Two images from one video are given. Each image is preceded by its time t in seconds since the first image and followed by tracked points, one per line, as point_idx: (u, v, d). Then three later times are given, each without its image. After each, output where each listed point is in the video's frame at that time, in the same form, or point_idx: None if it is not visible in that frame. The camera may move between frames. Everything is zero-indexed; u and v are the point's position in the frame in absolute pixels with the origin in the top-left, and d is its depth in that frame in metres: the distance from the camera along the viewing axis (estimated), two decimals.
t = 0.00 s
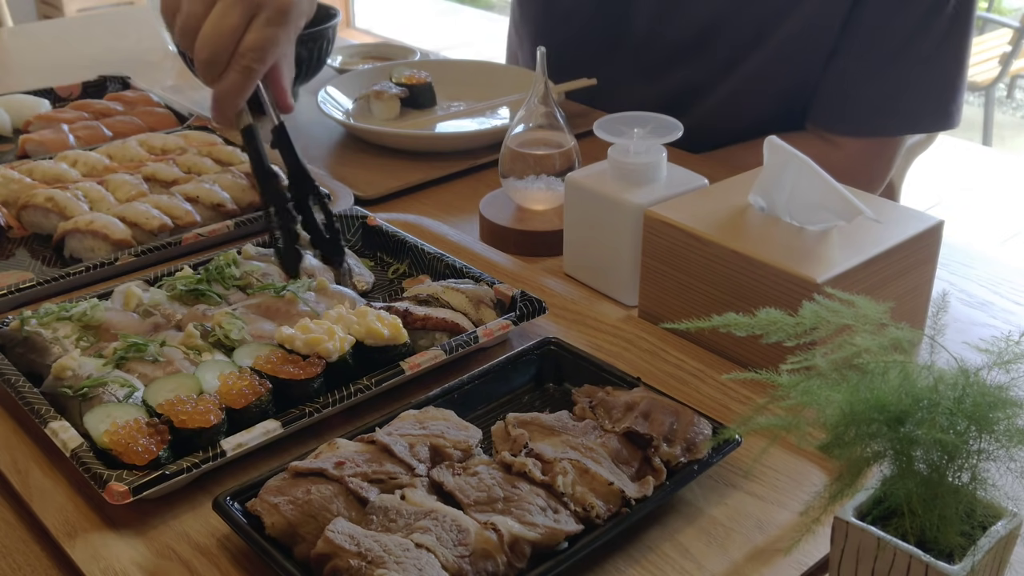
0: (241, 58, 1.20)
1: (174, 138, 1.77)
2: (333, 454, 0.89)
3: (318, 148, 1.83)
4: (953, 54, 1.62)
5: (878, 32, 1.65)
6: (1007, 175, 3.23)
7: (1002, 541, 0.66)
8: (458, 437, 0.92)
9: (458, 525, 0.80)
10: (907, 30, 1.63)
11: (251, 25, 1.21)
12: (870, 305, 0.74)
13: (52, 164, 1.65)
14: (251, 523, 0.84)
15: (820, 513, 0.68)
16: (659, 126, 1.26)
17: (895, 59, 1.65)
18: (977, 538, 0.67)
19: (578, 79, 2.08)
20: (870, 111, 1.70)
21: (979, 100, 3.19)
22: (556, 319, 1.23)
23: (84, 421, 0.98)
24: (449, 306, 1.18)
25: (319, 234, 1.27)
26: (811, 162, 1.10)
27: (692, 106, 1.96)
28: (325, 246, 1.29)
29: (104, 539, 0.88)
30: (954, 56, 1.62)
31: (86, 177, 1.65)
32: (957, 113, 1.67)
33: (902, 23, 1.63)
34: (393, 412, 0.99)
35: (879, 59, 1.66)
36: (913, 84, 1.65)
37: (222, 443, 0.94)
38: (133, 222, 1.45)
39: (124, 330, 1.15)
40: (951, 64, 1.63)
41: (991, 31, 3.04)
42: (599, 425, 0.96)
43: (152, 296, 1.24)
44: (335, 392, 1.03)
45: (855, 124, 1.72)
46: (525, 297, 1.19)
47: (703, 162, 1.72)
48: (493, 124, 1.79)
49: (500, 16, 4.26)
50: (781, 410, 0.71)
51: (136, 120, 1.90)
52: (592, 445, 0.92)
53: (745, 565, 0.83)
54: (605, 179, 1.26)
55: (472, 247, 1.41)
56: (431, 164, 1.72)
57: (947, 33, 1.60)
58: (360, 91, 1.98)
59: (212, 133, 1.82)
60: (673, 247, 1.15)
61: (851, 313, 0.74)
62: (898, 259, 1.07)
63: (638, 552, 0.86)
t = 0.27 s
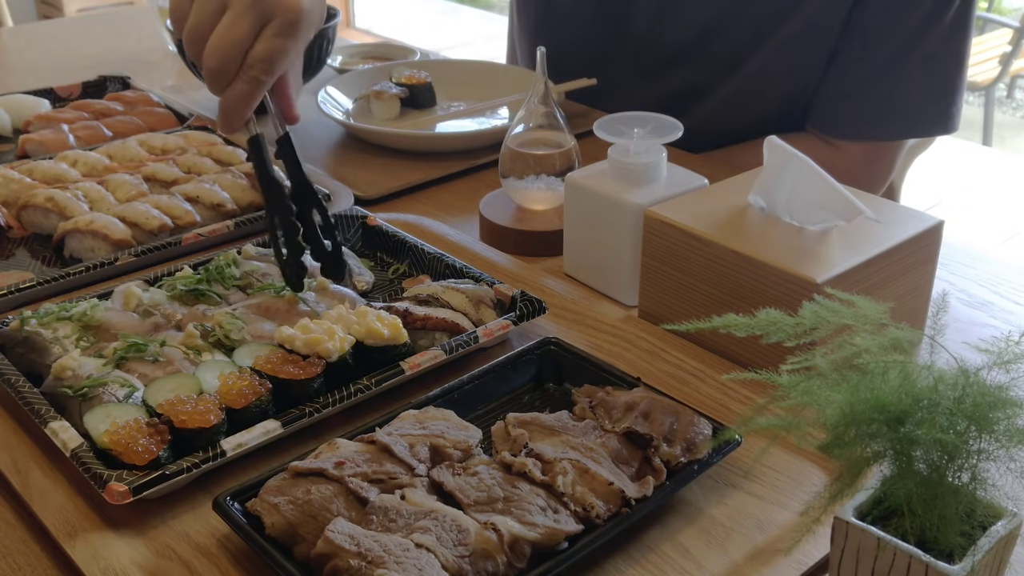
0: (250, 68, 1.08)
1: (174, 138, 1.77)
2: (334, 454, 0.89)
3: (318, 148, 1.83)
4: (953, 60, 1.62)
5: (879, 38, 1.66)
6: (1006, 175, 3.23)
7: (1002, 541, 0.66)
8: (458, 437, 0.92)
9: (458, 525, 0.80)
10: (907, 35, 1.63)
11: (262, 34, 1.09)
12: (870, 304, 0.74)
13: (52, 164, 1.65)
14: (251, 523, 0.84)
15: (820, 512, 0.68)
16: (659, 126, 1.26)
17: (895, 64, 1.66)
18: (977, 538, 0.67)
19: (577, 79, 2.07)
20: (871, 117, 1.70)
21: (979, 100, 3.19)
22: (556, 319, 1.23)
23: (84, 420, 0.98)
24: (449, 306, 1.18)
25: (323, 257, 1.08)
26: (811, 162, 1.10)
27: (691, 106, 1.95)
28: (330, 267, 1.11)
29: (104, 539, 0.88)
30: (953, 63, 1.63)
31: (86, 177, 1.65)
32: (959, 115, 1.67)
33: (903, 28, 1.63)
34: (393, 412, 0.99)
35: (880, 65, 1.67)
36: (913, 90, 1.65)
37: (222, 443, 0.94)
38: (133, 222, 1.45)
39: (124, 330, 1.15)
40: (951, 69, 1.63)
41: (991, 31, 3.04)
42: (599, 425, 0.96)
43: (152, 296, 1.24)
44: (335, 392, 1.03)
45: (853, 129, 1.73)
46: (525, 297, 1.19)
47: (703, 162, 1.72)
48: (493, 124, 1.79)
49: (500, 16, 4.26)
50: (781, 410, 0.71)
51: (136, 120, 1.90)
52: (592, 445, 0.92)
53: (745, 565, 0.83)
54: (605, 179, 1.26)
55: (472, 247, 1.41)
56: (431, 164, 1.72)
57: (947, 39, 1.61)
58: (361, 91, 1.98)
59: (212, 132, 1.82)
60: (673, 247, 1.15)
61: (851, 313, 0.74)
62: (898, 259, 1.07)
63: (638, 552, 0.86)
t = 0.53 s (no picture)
0: (262, 51, 1.03)
1: (174, 138, 1.77)
2: (334, 454, 0.89)
3: (318, 148, 1.83)
4: (954, 60, 1.62)
5: (880, 40, 1.67)
6: (1006, 175, 3.23)
7: (1002, 541, 0.66)
8: (458, 437, 0.92)
9: (458, 525, 0.80)
10: (908, 36, 1.64)
11: (278, 17, 1.05)
12: (870, 305, 0.74)
13: (52, 164, 1.65)
14: (251, 523, 0.84)
15: (820, 513, 0.68)
16: (659, 126, 1.26)
17: (897, 65, 1.66)
18: (978, 538, 0.67)
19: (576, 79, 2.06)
20: (873, 118, 1.70)
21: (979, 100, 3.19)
22: (556, 319, 1.23)
23: (84, 420, 0.98)
24: (449, 306, 1.18)
25: (326, 241, 1.18)
26: (811, 162, 1.10)
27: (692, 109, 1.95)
28: (333, 254, 1.22)
29: (104, 539, 0.88)
30: (954, 62, 1.62)
31: (86, 177, 1.65)
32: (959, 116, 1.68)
33: (904, 29, 1.64)
34: (393, 412, 0.99)
35: (880, 65, 1.67)
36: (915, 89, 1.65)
37: (222, 443, 0.94)
38: (133, 222, 1.45)
39: (124, 330, 1.15)
40: (953, 69, 1.63)
41: (991, 31, 3.04)
42: (599, 425, 0.96)
43: (152, 296, 1.23)
44: (335, 392, 1.02)
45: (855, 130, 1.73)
46: (525, 297, 1.19)
47: (703, 162, 1.72)
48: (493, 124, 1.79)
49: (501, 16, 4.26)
50: (781, 410, 0.71)
51: (136, 120, 1.90)
52: (592, 445, 0.92)
53: (744, 564, 0.83)
54: (605, 179, 1.26)
55: (472, 247, 1.41)
56: (431, 165, 1.72)
57: (948, 40, 1.61)
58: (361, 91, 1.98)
59: (212, 132, 1.82)
60: (673, 246, 1.15)
61: (851, 313, 0.74)
62: (898, 259, 1.07)
63: (638, 552, 0.86)
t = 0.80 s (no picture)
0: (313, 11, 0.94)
1: (174, 138, 1.77)
2: (334, 454, 0.89)
3: (318, 148, 1.83)
4: (955, 61, 1.63)
5: (880, 40, 1.67)
6: (1006, 175, 3.23)
7: (1002, 541, 0.66)
8: (458, 437, 0.92)
9: (458, 525, 0.80)
10: (908, 36, 1.64)
11: None
12: (870, 305, 0.74)
13: (52, 164, 1.65)
14: (251, 523, 0.84)
15: (820, 513, 0.68)
16: (659, 126, 1.26)
17: (897, 65, 1.66)
18: (978, 538, 0.67)
19: (576, 79, 2.06)
20: (874, 118, 1.70)
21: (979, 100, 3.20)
22: (555, 319, 1.23)
23: (84, 421, 0.98)
24: (448, 306, 1.18)
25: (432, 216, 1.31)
26: (811, 162, 1.11)
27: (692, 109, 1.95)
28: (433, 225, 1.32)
29: (104, 539, 0.88)
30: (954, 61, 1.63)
31: (86, 177, 1.65)
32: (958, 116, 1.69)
33: (904, 29, 1.64)
34: (393, 411, 0.99)
35: (880, 66, 1.67)
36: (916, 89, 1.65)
37: (222, 443, 0.95)
38: (133, 222, 1.45)
39: (124, 330, 1.15)
40: (954, 69, 1.63)
41: (991, 31, 3.05)
42: (599, 425, 0.96)
43: (152, 296, 1.23)
44: (335, 392, 1.03)
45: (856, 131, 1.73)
46: (525, 297, 1.19)
47: (703, 162, 1.72)
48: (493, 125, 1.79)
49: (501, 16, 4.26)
50: (781, 410, 0.71)
51: (136, 120, 1.90)
52: (592, 445, 0.92)
53: (745, 564, 0.83)
54: (605, 179, 1.26)
55: (472, 247, 1.41)
56: (431, 165, 1.72)
57: (948, 40, 1.62)
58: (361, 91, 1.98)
59: (212, 132, 1.82)
60: (673, 246, 1.15)
61: (851, 313, 0.74)
62: (897, 259, 1.07)
63: (638, 552, 0.86)
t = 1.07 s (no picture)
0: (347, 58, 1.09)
1: (174, 138, 1.77)
2: (334, 454, 0.89)
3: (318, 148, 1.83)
4: (955, 61, 1.63)
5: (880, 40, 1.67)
6: (1006, 175, 3.23)
7: (1002, 541, 0.66)
8: (458, 437, 0.92)
9: (458, 525, 0.80)
10: (908, 36, 1.64)
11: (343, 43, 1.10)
12: (870, 304, 0.74)
13: (52, 164, 1.65)
14: (252, 523, 0.84)
15: (820, 512, 0.68)
16: (659, 126, 1.26)
17: (897, 65, 1.66)
18: (977, 537, 0.67)
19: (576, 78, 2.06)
20: (875, 118, 1.70)
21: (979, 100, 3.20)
22: (555, 319, 1.23)
23: (84, 421, 0.98)
24: (449, 307, 1.18)
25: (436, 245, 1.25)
26: (811, 162, 1.10)
27: (692, 108, 1.95)
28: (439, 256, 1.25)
29: (104, 539, 0.88)
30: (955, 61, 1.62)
31: (86, 177, 1.65)
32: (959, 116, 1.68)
33: (904, 29, 1.64)
34: (393, 412, 0.99)
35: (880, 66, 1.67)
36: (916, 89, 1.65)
37: (222, 443, 0.95)
38: (133, 222, 1.45)
39: (124, 330, 1.15)
40: (954, 69, 1.63)
41: (991, 31, 3.05)
42: (599, 425, 0.96)
43: (152, 296, 1.23)
44: (335, 392, 1.03)
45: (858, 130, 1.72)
46: (525, 297, 1.20)
47: (703, 162, 1.72)
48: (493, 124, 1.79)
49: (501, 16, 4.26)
50: (782, 410, 0.71)
51: (136, 120, 1.90)
52: (592, 445, 0.92)
53: (745, 565, 0.83)
54: (605, 179, 1.26)
55: (472, 246, 1.40)
56: (431, 165, 1.72)
57: (948, 40, 1.62)
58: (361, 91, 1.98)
59: (212, 132, 1.82)
60: (673, 246, 1.15)
61: (851, 313, 0.74)
62: (897, 259, 1.07)
63: (638, 552, 0.86)
